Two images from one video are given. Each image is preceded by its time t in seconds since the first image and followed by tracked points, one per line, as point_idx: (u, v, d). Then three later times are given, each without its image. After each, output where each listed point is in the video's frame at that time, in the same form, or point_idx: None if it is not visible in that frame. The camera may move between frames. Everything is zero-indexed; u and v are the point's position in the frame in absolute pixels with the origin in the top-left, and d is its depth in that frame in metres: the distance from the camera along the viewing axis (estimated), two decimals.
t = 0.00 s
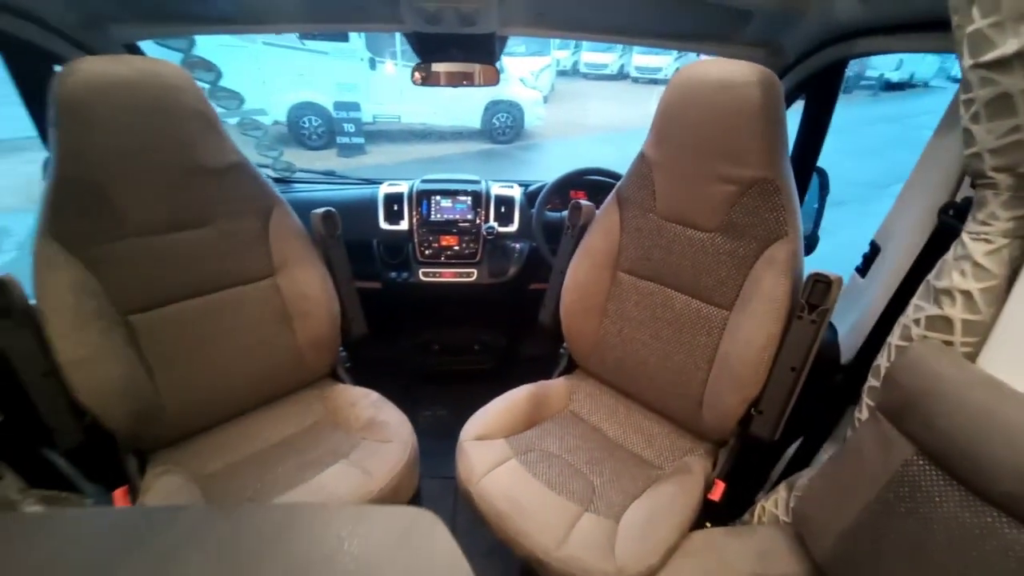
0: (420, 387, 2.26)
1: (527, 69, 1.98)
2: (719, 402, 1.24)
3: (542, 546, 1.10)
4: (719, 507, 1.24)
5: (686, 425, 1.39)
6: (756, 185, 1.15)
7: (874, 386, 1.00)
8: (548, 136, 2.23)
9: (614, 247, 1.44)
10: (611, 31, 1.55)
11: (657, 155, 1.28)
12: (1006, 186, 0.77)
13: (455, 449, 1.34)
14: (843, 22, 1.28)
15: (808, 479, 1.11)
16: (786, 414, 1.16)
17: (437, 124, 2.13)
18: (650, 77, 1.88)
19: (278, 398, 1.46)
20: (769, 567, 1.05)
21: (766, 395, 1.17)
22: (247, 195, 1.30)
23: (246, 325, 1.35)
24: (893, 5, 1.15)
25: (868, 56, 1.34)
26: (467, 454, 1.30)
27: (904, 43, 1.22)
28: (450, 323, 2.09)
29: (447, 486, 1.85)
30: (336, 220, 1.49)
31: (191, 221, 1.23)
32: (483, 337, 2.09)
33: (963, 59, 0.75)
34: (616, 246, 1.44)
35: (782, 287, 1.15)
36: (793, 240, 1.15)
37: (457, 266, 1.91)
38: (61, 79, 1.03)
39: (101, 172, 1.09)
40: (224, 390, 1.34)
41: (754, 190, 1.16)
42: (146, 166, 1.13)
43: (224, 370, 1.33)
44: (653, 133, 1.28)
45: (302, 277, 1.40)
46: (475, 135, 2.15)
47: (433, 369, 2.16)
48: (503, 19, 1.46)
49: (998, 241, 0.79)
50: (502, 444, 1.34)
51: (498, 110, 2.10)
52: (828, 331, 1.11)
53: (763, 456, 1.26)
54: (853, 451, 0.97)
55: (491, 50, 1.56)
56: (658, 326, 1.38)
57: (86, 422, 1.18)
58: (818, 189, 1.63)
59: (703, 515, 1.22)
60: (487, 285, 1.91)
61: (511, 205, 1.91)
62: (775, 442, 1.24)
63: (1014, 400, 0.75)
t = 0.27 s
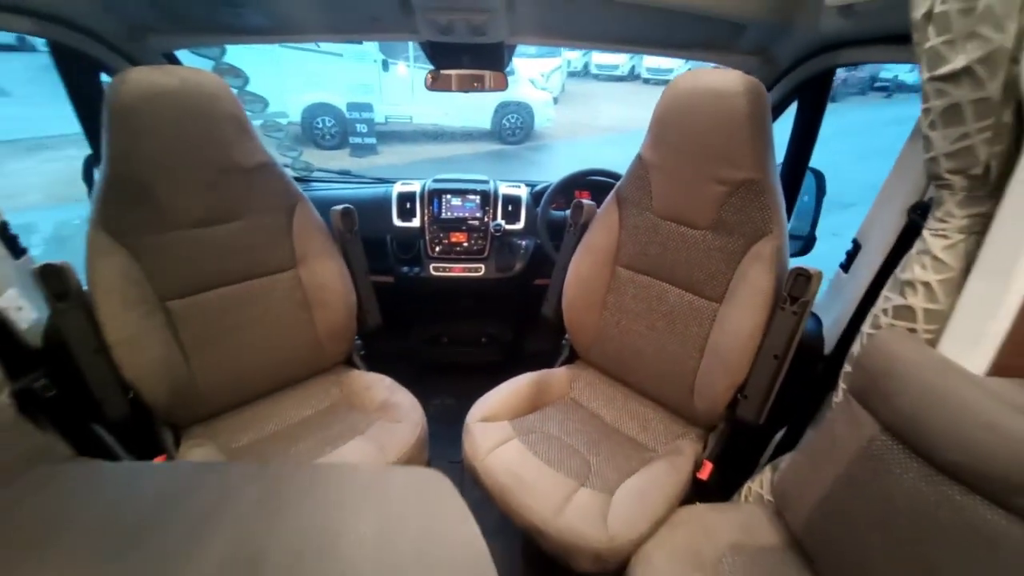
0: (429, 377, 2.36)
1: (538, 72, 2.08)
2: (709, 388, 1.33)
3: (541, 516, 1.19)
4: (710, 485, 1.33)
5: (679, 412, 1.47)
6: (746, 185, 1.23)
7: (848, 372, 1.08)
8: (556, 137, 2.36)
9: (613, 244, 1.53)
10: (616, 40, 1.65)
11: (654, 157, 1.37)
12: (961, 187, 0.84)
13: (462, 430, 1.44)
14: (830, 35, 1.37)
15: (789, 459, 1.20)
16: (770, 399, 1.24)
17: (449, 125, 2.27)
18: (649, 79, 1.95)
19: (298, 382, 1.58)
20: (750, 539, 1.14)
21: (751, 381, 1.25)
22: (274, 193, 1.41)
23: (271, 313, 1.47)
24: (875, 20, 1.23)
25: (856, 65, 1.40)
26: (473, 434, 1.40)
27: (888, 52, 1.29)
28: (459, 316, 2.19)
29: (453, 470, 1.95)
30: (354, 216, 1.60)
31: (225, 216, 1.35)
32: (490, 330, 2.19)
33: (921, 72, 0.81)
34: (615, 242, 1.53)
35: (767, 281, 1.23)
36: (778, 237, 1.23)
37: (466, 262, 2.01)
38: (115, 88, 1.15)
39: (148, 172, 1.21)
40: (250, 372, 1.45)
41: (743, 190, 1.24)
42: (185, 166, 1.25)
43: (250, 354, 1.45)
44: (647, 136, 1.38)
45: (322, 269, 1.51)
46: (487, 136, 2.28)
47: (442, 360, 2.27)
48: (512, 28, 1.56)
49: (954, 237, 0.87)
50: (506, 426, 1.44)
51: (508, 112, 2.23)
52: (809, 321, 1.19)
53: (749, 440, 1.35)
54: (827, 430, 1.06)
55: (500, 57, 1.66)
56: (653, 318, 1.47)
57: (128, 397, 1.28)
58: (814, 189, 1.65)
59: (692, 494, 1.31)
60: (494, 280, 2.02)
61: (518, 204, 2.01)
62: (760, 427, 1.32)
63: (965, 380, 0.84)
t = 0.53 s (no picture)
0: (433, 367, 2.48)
1: (544, 73, 2.18)
2: (692, 372, 1.43)
3: (533, 486, 1.30)
4: (692, 462, 1.43)
5: (666, 396, 1.57)
6: (726, 183, 1.33)
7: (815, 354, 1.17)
8: (562, 137, 2.47)
9: (606, 238, 1.63)
10: (607, 48, 1.77)
11: (642, 157, 1.47)
12: (909, 184, 0.92)
13: (462, 410, 1.55)
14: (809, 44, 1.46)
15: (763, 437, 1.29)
16: (747, 382, 1.34)
17: (456, 125, 2.40)
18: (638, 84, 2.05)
19: (310, 366, 1.69)
20: (725, 509, 1.24)
21: (730, 365, 1.35)
22: (290, 189, 1.53)
23: (286, 301, 1.58)
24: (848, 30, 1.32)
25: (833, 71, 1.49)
26: (472, 414, 1.50)
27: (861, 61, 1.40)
28: (462, 309, 2.30)
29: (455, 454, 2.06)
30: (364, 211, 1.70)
31: (246, 210, 1.47)
32: (491, 322, 2.30)
33: (872, 80, 0.89)
34: (607, 237, 1.63)
35: (745, 272, 1.33)
36: (755, 231, 1.32)
37: (468, 256, 2.12)
38: (150, 92, 1.27)
39: (178, 169, 1.34)
40: (267, 355, 1.57)
41: (723, 188, 1.33)
42: (210, 164, 1.36)
43: (267, 338, 1.56)
44: (636, 138, 1.47)
45: (334, 261, 1.63)
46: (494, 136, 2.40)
47: (446, 351, 2.38)
48: (513, 36, 1.67)
49: (904, 229, 0.96)
50: (503, 406, 1.54)
51: (514, 113, 2.33)
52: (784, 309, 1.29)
53: (729, 422, 1.44)
54: (795, 407, 1.15)
55: (501, 62, 1.77)
56: (642, 308, 1.57)
57: (159, 373, 1.39)
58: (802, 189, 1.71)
59: (675, 470, 1.40)
60: (495, 274, 2.12)
61: (519, 201, 2.11)
62: (740, 408, 1.42)
63: (911, 358, 0.93)
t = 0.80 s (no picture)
0: (435, 357, 2.60)
1: (549, 73, 2.19)
2: (673, 357, 1.54)
3: (523, 458, 1.41)
4: (674, 441, 1.54)
5: (650, 381, 1.68)
6: (704, 180, 1.43)
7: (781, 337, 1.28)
8: (570, 137, 2.47)
9: (595, 233, 1.74)
10: (602, 53, 1.87)
11: (629, 156, 1.57)
12: (858, 181, 1.02)
13: (460, 392, 1.67)
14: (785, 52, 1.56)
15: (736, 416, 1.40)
16: (723, 365, 1.44)
17: (461, 126, 2.50)
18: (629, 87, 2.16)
19: (320, 350, 1.82)
20: (699, 481, 1.35)
21: (707, 350, 1.46)
22: (301, 186, 1.65)
23: (298, 289, 1.71)
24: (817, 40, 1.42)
25: (806, 78, 1.59)
26: (469, 394, 1.62)
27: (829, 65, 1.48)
28: (462, 301, 2.42)
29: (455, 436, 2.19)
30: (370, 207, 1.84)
31: (262, 204, 1.59)
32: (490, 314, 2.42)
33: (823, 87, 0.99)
34: (596, 231, 1.74)
35: (721, 263, 1.43)
36: (731, 225, 1.43)
37: (468, 251, 2.24)
38: (177, 97, 1.40)
39: (201, 166, 1.46)
40: (281, 339, 1.69)
41: (700, 185, 1.44)
42: (229, 162, 1.49)
43: (281, 323, 1.69)
44: (621, 139, 1.57)
45: (342, 253, 1.75)
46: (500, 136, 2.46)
47: (447, 341, 2.50)
48: (510, 43, 1.78)
49: (854, 222, 1.06)
50: (498, 388, 1.66)
51: (519, 113, 2.36)
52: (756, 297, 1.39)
53: (708, 403, 1.55)
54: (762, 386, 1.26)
55: (500, 67, 1.88)
56: (628, 299, 1.68)
57: (182, 354, 1.52)
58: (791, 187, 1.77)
59: (656, 447, 1.51)
60: (493, 268, 2.24)
61: (517, 199, 2.23)
62: (717, 391, 1.53)
63: (857, 338, 1.03)
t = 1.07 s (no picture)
0: (437, 349, 2.71)
1: (553, 74, 2.35)
2: (657, 344, 1.64)
3: (515, 437, 1.51)
4: (657, 422, 1.63)
5: (638, 368, 1.78)
6: (685, 178, 1.53)
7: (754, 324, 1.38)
8: (576, 135, 2.53)
9: (586, 228, 1.85)
10: (596, 58, 1.98)
11: (617, 156, 1.68)
12: (818, 179, 1.12)
13: (458, 377, 1.77)
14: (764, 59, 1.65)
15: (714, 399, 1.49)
16: (702, 351, 1.54)
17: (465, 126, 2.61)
18: (628, 89, 2.28)
19: (327, 339, 1.93)
20: (679, 459, 1.44)
21: (688, 337, 1.56)
22: (310, 183, 1.76)
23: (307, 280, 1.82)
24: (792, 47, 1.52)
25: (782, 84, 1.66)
26: (467, 379, 1.73)
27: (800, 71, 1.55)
28: (463, 294, 2.53)
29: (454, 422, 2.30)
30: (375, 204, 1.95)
31: (274, 200, 1.71)
32: (490, 307, 2.53)
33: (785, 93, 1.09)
34: (587, 227, 1.84)
35: (701, 256, 1.53)
36: (710, 220, 1.53)
37: (467, 246, 2.34)
38: (197, 101, 1.51)
39: (218, 164, 1.58)
40: (291, 328, 1.81)
41: (682, 183, 1.54)
42: (244, 161, 1.60)
43: (291, 313, 1.80)
44: (612, 141, 1.67)
45: (348, 246, 1.86)
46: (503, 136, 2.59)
47: (448, 333, 2.61)
48: (507, 49, 1.89)
49: (816, 217, 1.16)
50: (493, 373, 1.76)
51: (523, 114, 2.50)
52: (733, 288, 1.49)
53: (690, 388, 1.65)
54: (737, 370, 1.36)
55: (498, 71, 1.99)
56: (617, 290, 1.78)
57: (200, 339, 1.63)
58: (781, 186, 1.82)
59: (641, 429, 1.61)
60: (492, 262, 2.35)
61: (514, 196, 2.33)
62: (699, 376, 1.63)
63: (817, 322, 1.13)
